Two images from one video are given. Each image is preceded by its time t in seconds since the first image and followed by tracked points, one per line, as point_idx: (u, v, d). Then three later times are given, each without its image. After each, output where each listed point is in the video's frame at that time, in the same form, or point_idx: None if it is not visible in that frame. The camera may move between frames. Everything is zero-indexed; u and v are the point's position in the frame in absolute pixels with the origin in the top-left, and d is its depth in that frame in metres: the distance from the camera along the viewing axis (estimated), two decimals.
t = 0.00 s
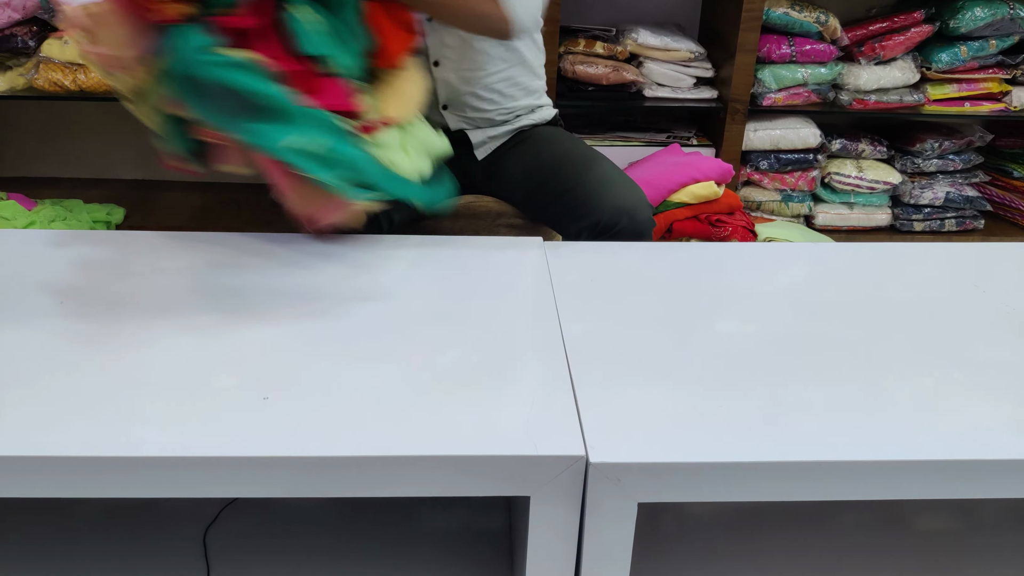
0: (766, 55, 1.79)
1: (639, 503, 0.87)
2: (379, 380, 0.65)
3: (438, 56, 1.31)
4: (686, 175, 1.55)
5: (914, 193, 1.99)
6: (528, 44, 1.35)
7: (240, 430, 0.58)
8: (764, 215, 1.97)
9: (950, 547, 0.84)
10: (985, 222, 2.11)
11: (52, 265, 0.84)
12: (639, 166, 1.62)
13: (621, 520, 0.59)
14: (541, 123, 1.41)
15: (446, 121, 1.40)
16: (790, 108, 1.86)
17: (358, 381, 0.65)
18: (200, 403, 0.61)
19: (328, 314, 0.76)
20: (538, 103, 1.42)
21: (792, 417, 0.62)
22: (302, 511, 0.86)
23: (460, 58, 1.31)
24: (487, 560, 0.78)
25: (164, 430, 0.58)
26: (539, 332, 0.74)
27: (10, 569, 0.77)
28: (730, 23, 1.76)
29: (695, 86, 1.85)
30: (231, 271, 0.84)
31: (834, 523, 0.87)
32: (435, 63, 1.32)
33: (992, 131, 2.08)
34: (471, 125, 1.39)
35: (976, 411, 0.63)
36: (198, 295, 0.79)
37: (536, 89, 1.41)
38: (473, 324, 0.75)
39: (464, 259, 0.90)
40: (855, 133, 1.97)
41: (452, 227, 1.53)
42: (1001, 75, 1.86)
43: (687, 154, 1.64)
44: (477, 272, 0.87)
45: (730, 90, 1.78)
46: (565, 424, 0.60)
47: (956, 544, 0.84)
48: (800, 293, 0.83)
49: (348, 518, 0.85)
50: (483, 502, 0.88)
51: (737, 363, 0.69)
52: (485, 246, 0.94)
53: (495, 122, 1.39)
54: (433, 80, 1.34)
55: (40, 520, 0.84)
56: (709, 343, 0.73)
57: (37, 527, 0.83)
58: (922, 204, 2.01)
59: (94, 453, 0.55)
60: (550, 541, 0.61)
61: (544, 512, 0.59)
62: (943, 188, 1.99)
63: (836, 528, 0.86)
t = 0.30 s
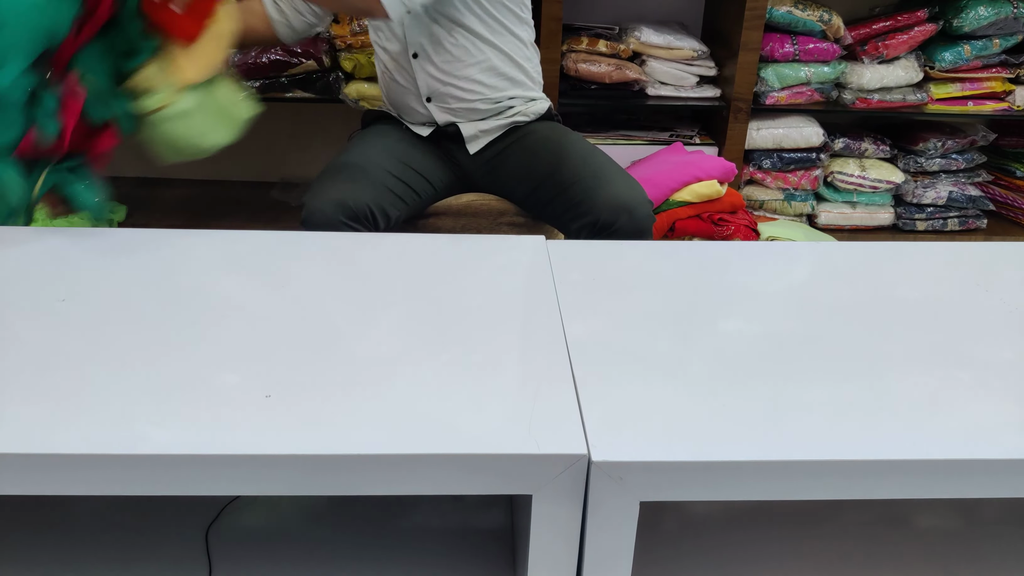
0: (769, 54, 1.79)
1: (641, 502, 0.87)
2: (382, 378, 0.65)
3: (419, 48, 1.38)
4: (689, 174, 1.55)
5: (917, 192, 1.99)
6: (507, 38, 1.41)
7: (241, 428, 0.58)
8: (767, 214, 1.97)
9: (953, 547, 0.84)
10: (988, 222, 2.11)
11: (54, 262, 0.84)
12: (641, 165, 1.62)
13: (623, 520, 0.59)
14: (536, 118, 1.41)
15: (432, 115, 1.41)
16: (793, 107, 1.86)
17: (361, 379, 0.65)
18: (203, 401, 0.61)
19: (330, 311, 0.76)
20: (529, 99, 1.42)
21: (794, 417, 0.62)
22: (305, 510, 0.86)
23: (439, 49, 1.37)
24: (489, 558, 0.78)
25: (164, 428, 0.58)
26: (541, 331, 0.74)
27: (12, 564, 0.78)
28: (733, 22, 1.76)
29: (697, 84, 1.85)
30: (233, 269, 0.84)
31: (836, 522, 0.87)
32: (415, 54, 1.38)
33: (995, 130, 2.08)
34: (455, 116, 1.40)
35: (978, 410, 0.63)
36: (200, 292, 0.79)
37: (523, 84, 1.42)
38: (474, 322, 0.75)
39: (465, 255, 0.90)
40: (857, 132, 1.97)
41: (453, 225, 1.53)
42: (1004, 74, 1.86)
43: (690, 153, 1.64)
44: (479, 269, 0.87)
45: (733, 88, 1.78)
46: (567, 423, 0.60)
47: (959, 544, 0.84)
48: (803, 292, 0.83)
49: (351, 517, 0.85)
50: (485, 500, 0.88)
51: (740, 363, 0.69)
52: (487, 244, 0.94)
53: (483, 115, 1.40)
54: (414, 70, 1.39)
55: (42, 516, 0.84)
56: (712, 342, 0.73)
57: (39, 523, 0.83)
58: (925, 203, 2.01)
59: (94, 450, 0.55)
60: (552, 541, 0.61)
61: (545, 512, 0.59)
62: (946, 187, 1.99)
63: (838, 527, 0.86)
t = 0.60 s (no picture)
0: (770, 53, 1.79)
1: (642, 500, 0.88)
2: (383, 377, 0.65)
3: (420, 47, 1.32)
4: (690, 173, 1.55)
5: (917, 192, 1.99)
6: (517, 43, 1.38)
7: (241, 426, 0.58)
8: (767, 213, 1.97)
9: (952, 545, 0.84)
10: (988, 221, 2.11)
11: (54, 261, 0.84)
12: (642, 164, 1.62)
13: (623, 518, 0.59)
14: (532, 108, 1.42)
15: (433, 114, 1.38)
16: (794, 107, 1.86)
17: (362, 377, 0.65)
18: (203, 400, 0.61)
19: (331, 309, 0.76)
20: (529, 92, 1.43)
21: (794, 416, 0.62)
22: (306, 507, 0.87)
23: (442, 49, 1.32)
24: (489, 557, 0.78)
25: (163, 426, 0.58)
26: (543, 329, 0.74)
27: (12, 562, 0.78)
28: (734, 21, 1.76)
29: (698, 84, 1.85)
30: (236, 267, 0.84)
31: (836, 521, 0.87)
32: (417, 53, 1.33)
33: (995, 130, 2.08)
34: (457, 115, 1.38)
35: (978, 409, 0.64)
36: (204, 290, 0.79)
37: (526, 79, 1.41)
38: (475, 320, 0.75)
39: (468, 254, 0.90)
40: (858, 132, 1.97)
41: (453, 224, 1.53)
42: (1004, 74, 1.86)
43: (691, 151, 1.64)
44: (480, 268, 0.86)
45: (734, 88, 1.78)
46: (567, 421, 0.60)
47: (957, 542, 0.84)
48: (804, 291, 0.83)
49: (352, 514, 0.85)
50: (487, 497, 0.88)
51: (742, 362, 0.69)
52: (487, 243, 0.93)
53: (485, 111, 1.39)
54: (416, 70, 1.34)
55: (41, 515, 0.84)
56: (714, 340, 0.73)
57: (38, 521, 0.83)
58: (925, 202, 2.01)
59: (93, 449, 0.55)
60: (553, 540, 0.61)
61: (546, 511, 0.59)
62: (946, 187, 1.99)
63: (837, 525, 0.87)
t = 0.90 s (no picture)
0: (770, 51, 1.79)
1: (640, 499, 0.87)
2: (382, 374, 0.65)
3: (467, 41, 1.40)
4: (690, 171, 1.56)
5: (917, 190, 1.99)
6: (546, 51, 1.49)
7: (239, 425, 0.58)
8: (767, 211, 1.97)
9: (950, 544, 0.84)
10: (987, 220, 2.11)
11: (52, 258, 0.84)
12: (642, 162, 1.62)
13: (622, 518, 0.59)
14: (553, 112, 1.45)
15: (465, 105, 1.41)
16: (793, 105, 1.86)
17: (360, 375, 0.65)
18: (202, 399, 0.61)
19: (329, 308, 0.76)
20: (551, 97, 1.47)
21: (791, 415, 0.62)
22: (304, 506, 0.86)
23: (488, 45, 1.41)
24: (486, 556, 0.78)
25: (160, 424, 0.58)
26: (542, 327, 0.74)
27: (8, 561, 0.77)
28: (734, 19, 1.76)
29: (698, 82, 1.85)
30: (235, 265, 0.84)
31: (834, 519, 0.87)
32: (462, 47, 1.40)
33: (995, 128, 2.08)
34: (491, 109, 1.42)
35: (976, 409, 0.63)
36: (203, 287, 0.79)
37: (548, 83, 1.48)
38: (473, 318, 0.75)
39: (468, 252, 0.90)
40: (858, 130, 1.97)
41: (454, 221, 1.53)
42: (1004, 72, 1.86)
43: (691, 149, 1.63)
44: (480, 266, 0.86)
45: (734, 86, 1.78)
46: (565, 419, 0.60)
47: (956, 541, 0.84)
48: (803, 289, 0.83)
49: (350, 513, 0.85)
50: (483, 496, 0.88)
51: (741, 361, 0.69)
52: (487, 242, 0.93)
53: (515, 110, 1.43)
54: (459, 62, 1.40)
55: (39, 512, 0.84)
56: (713, 339, 0.73)
57: (33, 519, 0.83)
58: (925, 201, 2.01)
59: (91, 447, 0.55)
60: (550, 539, 0.61)
61: (544, 510, 0.59)
62: (946, 185, 1.99)
63: (835, 524, 0.86)
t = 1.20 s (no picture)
0: (769, 51, 1.79)
1: (639, 499, 0.87)
2: (384, 374, 0.65)
3: (489, 37, 1.40)
4: (689, 171, 1.56)
5: (916, 189, 1.98)
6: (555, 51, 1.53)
7: (239, 425, 0.58)
8: (766, 210, 1.97)
9: (947, 543, 0.84)
10: (986, 219, 2.11)
11: (51, 259, 0.84)
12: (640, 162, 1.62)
13: (622, 517, 0.59)
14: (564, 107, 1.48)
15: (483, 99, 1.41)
16: (792, 105, 1.86)
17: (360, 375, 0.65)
18: (201, 400, 0.61)
19: (328, 309, 0.76)
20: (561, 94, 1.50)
21: (790, 414, 0.62)
22: (303, 506, 0.87)
23: (509, 41, 1.42)
24: (486, 558, 0.78)
25: (160, 425, 0.58)
26: (539, 326, 0.74)
27: (9, 564, 0.77)
28: (733, 19, 1.76)
29: (697, 82, 1.85)
30: (233, 265, 0.84)
31: (833, 519, 0.87)
32: (484, 43, 1.40)
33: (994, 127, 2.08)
34: (509, 104, 1.42)
35: (974, 408, 0.64)
36: (201, 287, 0.79)
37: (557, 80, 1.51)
38: (471, 317, 0.75)
39: (466, 252, 0.90)
40: (857, 129, 1.97)
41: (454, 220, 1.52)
42: (1003, 71, 1.87)
43: (689, 149, 1.63)
44: (478, 265, 0.87)
45: (733, 86, 1.78)
46: (563, 418, 0.60)
47: (954, 541, 0.84)
48: (801, 289, 0.83)
49: (349, 514, 0.85)
50: (482, 496, 0.88)
51: (739, 361, 0.69)
52: (484, 242, 0.94)
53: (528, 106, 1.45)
54: (481, 57, 1.40)
55: (39, 513, 0.84)
56: (712, 339, 0.73)
57: (34, 520, 0.83)
58: (924, 200, 2.01)
59: (91, 449, 0.55)
60: (549, 539, 0.61)
61: (543, 510, 0.59)
62: (944, 184, 1.99)
63: (835, 523, 0.86)
